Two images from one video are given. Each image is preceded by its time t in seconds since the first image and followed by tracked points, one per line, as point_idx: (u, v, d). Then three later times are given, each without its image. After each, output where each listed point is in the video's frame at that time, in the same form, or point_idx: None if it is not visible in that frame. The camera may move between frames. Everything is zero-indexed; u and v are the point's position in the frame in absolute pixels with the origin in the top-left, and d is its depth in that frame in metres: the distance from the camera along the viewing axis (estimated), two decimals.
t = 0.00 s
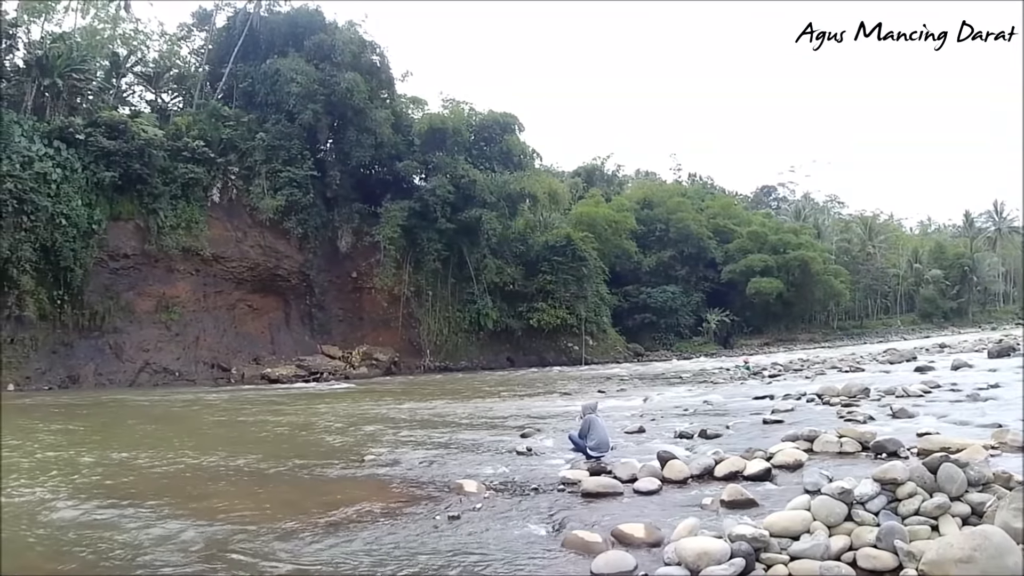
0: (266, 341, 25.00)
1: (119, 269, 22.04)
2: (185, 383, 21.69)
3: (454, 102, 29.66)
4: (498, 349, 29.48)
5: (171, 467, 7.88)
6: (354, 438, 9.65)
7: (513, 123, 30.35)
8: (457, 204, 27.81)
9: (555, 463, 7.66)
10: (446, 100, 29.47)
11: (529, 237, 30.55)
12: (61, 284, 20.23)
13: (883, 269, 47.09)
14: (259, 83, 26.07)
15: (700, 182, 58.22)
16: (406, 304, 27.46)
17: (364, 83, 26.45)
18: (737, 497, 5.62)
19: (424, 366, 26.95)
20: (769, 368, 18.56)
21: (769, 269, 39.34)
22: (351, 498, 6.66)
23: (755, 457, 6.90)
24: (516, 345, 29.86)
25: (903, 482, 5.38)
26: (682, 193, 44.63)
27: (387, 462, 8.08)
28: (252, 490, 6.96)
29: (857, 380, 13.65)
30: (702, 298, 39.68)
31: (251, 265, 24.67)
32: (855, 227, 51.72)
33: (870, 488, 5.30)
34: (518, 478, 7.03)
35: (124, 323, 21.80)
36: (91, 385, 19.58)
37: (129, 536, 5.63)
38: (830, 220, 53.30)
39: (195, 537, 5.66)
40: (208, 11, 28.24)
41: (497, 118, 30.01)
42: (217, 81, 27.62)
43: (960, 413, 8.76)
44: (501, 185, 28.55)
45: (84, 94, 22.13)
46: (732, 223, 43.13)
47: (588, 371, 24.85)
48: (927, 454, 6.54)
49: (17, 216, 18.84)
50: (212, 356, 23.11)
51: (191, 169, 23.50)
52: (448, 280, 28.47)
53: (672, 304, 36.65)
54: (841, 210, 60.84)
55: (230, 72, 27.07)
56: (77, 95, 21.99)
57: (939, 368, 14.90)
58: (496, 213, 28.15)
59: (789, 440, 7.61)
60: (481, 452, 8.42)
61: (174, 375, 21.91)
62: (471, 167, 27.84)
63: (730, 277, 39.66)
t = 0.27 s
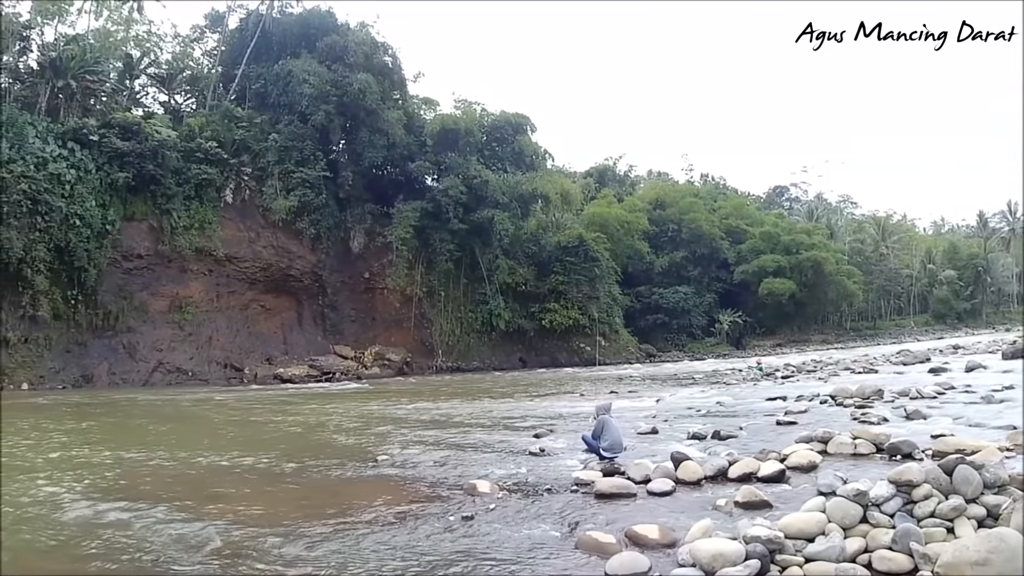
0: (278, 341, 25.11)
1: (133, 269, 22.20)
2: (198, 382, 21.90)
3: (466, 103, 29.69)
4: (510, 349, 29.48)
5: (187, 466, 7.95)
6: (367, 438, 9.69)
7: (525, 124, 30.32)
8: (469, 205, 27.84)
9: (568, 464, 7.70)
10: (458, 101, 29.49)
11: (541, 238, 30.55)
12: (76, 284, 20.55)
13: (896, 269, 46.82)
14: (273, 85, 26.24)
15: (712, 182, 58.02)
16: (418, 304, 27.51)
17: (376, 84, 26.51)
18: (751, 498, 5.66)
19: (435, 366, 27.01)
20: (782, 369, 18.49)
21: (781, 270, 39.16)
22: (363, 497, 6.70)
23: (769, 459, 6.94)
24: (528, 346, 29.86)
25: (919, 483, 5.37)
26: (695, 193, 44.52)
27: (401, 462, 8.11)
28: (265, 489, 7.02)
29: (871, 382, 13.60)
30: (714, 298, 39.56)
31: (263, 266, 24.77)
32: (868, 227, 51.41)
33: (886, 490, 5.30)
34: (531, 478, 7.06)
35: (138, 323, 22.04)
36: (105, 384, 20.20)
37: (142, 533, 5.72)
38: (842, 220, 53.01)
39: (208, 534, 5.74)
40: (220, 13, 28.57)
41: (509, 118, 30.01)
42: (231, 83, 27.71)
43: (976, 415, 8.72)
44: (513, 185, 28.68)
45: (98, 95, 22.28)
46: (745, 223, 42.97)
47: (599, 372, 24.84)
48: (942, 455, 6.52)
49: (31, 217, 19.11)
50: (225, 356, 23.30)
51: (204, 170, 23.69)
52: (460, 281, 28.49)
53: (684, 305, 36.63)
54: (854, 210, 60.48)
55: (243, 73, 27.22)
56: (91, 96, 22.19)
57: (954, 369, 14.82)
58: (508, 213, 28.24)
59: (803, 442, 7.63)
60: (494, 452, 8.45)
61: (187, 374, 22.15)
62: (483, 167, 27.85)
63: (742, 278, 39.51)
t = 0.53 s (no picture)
0: (291, 340, 25.12)
1: (145, 269, 22.27)
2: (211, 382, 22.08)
3: (477, 102, 29.70)
4: (522, 349, 29.44)
5: (202, 465, 8.03)
6: (380, 436, 9.73)
7: (537, 123, 30.26)
8: (481, 204, 27.86)
9: (581, 463, 7.74)
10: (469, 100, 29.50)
11: (552, 237, 30.51)
12: (89, 284, 20.65)
13: (909, 268, 46.47)
14: (284, 85, 26.38)
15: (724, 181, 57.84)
16: (429, 304, 27.54)
17: (387, 84, 26.55)
18: (766, 498, 5.76)
19: (447, 366, 27.07)
20: (795, 368, 18.40)
21: (794, 269, 38.96)
22: (377, 495, 6.77)
23: (783, 458, 7.01)
24: (540, 345, 29.85)
25: (934, 483, 5.35)
26: (708, 192, 44.46)
27: (413, 460, 8.16)
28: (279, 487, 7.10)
29: (886, 381, 13.52)
30: (726, 297, 39.41)
31: (275, 266, 24.76)
32: (882, 225, 51.06)
33: (902, 490, 5.29)
34: (544, 478, 7.12)
35: (151, 323, 22.09)
36: (118, 384, 20.41)
37: (158, 530, 5.81)
38: (855, 219, 52.72)
39: (223, 531, 5.82)
40: (232, 15, 28.82)
41: (522, 118, 29.95)
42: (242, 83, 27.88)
43: (991, 414, 8.66)
44: (525, 185, 28.78)
45: (110, 96, 22.59)
46: (757, 222, 42.83)
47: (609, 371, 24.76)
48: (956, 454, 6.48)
49: (44, 217, 19.32)
50: (238, 356, 23.36)
51: (216, 171, 23.74)
52: (472, 280, 28.45)
53: (696, 304, 36.58)
54: (867, 209, 60.06)
55: (255, 74, 27.42)
56: (103, 97, 22.55)
57: (969, 368, 14.70)
58: (520, 212, 28.29)
59: (816, 441, 7.67)
60: (507, 451, 8.49)
61: (200, 374, 22.32)
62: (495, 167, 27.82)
63: (754, 277, 39.35)
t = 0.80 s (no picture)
0: (302, 339, 25.15)
1: (157, 268, 22.35)
2: (222, 380, 22.13)
3: (488, 101, 29.77)
4: (533, 348, 29.47)
5: (217, 462, 8.14)
6: (393, 434, 9.80)
7: (548, 122, 30.31)
8: (492, 203, 27.95)
9: (593, 461, 7.81)
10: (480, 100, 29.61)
11: (563, 236, 30.52)
12: (101, 283, 20.76)
13: (920, 268, 46.20)
14: (295, 83, 26.43)
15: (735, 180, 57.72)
16: (440, 303, 27.64)
17: (398, 83, 26.60)
18: (779, 498, 5.87)
19: (458, 365, 27.12)
20: (808, 367, 18.35)
21: (805, 267, 38.74)
22: (391, 493, 6.85)
23: (795, 458, 7.10)
24: (551, 344, 29.86)
25: (948, 484, 5.35)
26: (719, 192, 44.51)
27: (426, 458, 8.22)
28: (293, 484, 7.17)
29: (899, 381, 13.47)
30: (738, 297, 39.32)
31: (287, 265, 24.79)
32: (893, 224, 50.79)
33: (916, 490, 5.30)
34: (556, 476, 7.20)
35: (163, 322, 22.18)
36: (130, 383, 20.51)
37: (175, 526, 5.92)
38: (866, 218, 52.50)
39: (239, 527, 5.90)
40: (243, 15, 28.90)
41: (533, 118, 30.07)
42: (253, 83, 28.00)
43: (1004, 414, 8.62)
44: (536, 184, 28.80)
45: (121, 96, 22.81)
46: (769, 221, 42.76)
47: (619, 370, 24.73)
48: (969, 454, 6.46)
49: (57, 216, 19.52)
50: (250, 355, 23.45)
51: (228, 170, 23.75)
52: (482, 280, 28.49)
53: (708, 303, 36.59)
54: (878, 208, 59.75)
55: (266, 73, 27.55)
56: (114, 97, 22.73)
57: (983, 368, 14.62)
58: (531, 211, 28.34)
59: (829, 441, 7.72)
60: (520, 449, 8.57)
61: (212, 373, 22.35)
62: (508, 167, 27.94)
63: (765, 276, 39.24)
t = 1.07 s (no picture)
0: (314, 338, 25.29)
1: (171, 267, 22.49)
2: (235, 379, 22.28)
3: (500, 100, 29.77)
4: (545, 348, 29.47)
5: (233, 460, 8.19)
6: (407, 434, 9.83)
7: (559, 122, 30.28)
8: (504, 202, 27.95)
9: (606, 460, 7.82)
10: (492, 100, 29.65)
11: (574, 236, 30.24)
12: (115, 282, 20.83)
13: (935, 268, 45.80)
14: (307, 85, 26.58)
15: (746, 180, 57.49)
16: (452, 302, 27.72)
17: (410, 83, 26.68)
18: (794, 498, 5.89)
19: (470, 364, 27.22)
20: (819, 368, 18.27)
21: (818, 268, 38.48)
22: (406, 491, 6.88)
23: (809, 458, 7.09)
24: (563, 343, 29.84)
25: (965, 485, 5.36)
26: (731, 191, 44.40)
27: (439, 457, 8.25)
28: (306, 483, 7.19)
29: (911, 381, 13.41)
30: (750, 296, 39.19)
31: (299, 264, 24.94)
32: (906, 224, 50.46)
33: (933, 492, 5.32)
34: (570, 476, 7.22)
35: (177, 321, 22.36)
36: (143, 380, 20.68)
37: (193, 522, 5.99)
38: (879, 218, 52.22)
39: (252, 525, 5.93)
40: (255, 15, 29.02)
41: (544, 117, 30.03)
42: (265, 83, 28.13)
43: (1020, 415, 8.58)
44: (548, 183, 28.74)
45: (134, 97, 22.89)
46: (781, 221, 42.59)
47: (631, 370, 24.68)
48: (985, 456, 6.45)
49: (71, 216, 19.61)
50: (262, 354, 23.65)
51: (241, 170, 23.87)
52: (494, 279, 28.53)
53: (720, 303, 36.53)
54: (891, 207, 59.23)
55: (278, 74, 27.68)
56: (127, 98, 22.81)
57: (998, 369, 14.52)
58: (543, 211, 28.33)
59: (843, 442, 7.70)
60: (533, 448, 8.59)
61: (225, 371, 22.50)
62: (519, 166, 27.91)
63: (778, 276, 39.03)
